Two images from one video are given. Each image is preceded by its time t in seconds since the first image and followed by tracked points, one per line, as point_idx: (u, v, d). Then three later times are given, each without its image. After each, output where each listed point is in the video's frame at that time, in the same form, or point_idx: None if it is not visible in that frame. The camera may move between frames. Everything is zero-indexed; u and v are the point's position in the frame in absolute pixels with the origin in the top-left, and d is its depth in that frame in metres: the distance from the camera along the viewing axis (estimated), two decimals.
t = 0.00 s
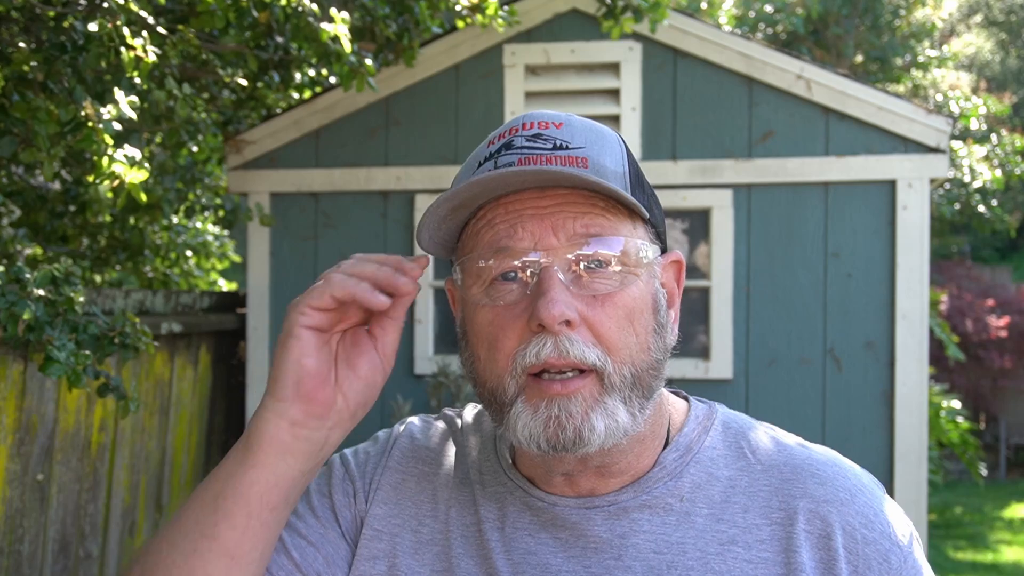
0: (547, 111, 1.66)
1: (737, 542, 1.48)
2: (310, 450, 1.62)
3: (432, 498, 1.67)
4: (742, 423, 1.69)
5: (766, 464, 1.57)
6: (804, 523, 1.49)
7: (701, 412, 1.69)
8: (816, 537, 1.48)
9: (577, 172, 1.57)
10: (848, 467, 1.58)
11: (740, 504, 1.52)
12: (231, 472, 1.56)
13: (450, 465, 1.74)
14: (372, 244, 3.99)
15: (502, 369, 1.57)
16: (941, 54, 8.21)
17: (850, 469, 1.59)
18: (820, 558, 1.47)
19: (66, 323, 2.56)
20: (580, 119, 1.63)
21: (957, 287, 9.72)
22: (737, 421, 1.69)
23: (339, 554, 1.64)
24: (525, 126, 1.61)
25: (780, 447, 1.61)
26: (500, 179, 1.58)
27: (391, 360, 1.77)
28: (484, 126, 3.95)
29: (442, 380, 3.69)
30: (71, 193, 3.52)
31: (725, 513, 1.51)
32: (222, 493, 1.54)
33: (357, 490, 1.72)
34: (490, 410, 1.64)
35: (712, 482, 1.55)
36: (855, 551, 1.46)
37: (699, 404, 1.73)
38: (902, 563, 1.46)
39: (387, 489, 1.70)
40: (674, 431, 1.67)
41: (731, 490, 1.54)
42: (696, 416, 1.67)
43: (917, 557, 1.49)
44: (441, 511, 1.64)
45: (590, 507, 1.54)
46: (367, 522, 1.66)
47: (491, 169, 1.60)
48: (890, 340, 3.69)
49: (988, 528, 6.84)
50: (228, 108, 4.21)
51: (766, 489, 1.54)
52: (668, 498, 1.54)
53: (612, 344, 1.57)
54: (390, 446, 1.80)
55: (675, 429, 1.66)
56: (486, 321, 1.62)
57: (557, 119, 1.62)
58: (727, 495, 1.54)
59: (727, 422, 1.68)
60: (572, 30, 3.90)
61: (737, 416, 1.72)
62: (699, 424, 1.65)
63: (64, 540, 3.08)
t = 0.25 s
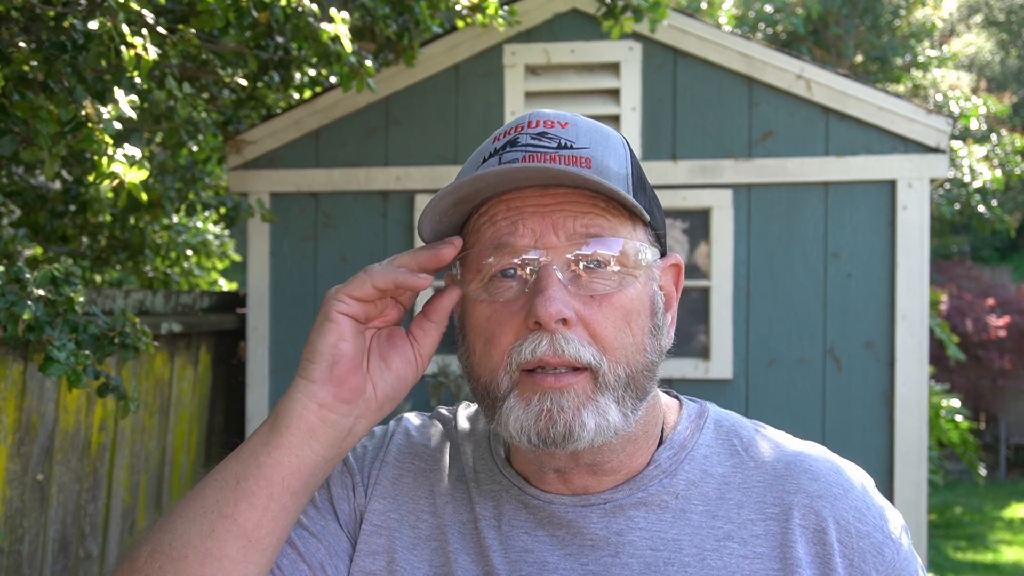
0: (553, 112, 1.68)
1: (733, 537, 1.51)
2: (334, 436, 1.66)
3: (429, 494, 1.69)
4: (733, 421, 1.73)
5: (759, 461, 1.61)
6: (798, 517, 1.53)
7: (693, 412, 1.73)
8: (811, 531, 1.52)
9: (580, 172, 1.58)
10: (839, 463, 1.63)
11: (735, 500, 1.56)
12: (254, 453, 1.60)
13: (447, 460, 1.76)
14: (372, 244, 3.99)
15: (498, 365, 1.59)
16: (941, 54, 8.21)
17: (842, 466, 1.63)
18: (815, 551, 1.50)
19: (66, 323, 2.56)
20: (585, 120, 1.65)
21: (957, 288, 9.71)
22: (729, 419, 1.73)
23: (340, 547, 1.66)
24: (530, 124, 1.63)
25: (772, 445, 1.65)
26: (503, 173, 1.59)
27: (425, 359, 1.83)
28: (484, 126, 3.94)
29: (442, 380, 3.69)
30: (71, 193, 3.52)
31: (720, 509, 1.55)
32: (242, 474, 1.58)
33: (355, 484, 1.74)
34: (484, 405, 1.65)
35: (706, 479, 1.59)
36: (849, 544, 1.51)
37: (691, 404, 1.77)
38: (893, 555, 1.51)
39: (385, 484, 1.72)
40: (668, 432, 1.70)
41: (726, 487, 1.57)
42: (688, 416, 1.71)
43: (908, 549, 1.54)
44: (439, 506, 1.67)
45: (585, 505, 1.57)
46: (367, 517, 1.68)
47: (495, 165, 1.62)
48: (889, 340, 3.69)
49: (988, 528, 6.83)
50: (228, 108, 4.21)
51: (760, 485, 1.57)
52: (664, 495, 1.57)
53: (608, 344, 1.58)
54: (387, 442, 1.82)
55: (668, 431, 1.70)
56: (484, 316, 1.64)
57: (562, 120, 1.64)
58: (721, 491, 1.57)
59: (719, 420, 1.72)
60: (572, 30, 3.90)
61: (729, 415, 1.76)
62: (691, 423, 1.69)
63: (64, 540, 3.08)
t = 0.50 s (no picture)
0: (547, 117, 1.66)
1: (730, 537, 1.53)
2: (333, 436, 1.67)
3: (429, 494, 1.69)
4: (730, 421, 1.74)
5: (756, 461, 1.62)
6: (794, 517, 1.54)
7: (690, 412, 1.73)
8: (807, 530, 1.53)
9: (569, 182, 1.57)
10: (834, 463, 1.64)
11: (732, 500, 1.57)
12: (254, 453, 1.61)
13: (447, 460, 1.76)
14: (372, 244, 3.99)
15: (488, 381, 1.59)
16: (941, 54, 8.22)
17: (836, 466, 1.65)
18: (811, 551, 1.52)
19: (66, 323, 2.56)
20: (579, 125, 1.63)
21: (957, 287, 9.72)
22: (726, 419, 1.74)
23: (340, 546, 1.66)
24: (522, 131, 1.62)
25: (768, 445, 1.66)
26: (490, 185, 1.59)
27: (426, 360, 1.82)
28: (484, 126, 3.94)
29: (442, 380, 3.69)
30: (71, 193, 3.52)
31: (717, 509, 1.56)
32: (241, 474, 1.59)
33: (355, 483, 1.74)
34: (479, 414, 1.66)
35: (703, 479, 1.60)
36: (845, 543, 1.52)
37: (687, 404, 1.78)
38: (888, 555, 1.52)
39: (384, 485, 1.72)
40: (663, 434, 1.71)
41: (723, 487, 1.59)
42: (685, 416, 1.72)
43: (903, 548, 1.55)
44: (437, 505, 1.67)
45: (583, 506, 1.57)
46: (366, 516, 1.68)
47: (484, 174, 1.62)
48: (889, 340, 3.69)
49: (988, 528, 6.84)
50: (228, 108, 4.20)
51: (756, 484, 1.58)
52: (661, 496, 1.58)
53: (595, 358, 1.58)
54: (386, 441, 1.82)
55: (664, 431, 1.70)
56: (474, 329, 1.64)
57: (555, 125, 1.63)
58: (718, 491, 1.58)
59: (715, 420, 1.73)
60: (572, 30, 3.90)
61: (725, 415, 1.77)
62: (687, 424, 1.70)
63: (64, 540, 3.08)
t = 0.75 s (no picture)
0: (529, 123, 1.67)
1: (721, 537, 1.53)
2: (302, 482, 1.57)
3: (425, 494, 1.69)
4: (724, 422, 1.74)
5: (748, 462, 1.62)
6: (785, 518, 1.54)
7: (683, 413, 1.73)
8: (799, 531, 1.53)
9: (548, 190, 1.58)
10: (827, 465, 1.64)
11: (724, 500, 1.57)
12: (217, 504, 1.50)
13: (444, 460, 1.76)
14: (372, 244, 3.99)
15: (472, 388, 1.57)
16: (941, 54, 8.22)
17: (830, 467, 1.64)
18: (801, 552, 1.51)
19: (66, 323, 2.56)
20: (557, 130, 1.64)
21: (957, 288, 9.71)
22: (720, 419, 1.74)
23: (338, 551, 1.65)
24: (502, 139, 1.63)
25: (761, 446, 1.66)
26: (469, 198, 1.60)
27: (392, 390, 1.68)
28: (484, 126, 3.94)
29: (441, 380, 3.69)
30: (71, 193, 3.52)
31: (708, 510, 1.56)
32: (209, 524, 1.49)
33: (353, 487, 1.73)
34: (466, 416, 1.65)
35: (695, 480, 1.60)
36: (836, 545, 1.51)
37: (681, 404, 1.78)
38: (881, 556, 1.51)
39: (383, 485, 1.72)
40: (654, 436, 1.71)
41: (714, 487, 1.59)
42: (678, 417, 1.72)
43: (896, 550, 1.55)
44: (431, 505, 1.67)
45: (574, 507, 1.57)
46: (364, 519, 1.68)
47: (465, 184, 1.63)
48: (889, 340, 3.69)
49: (988, 528, 6.84)
50: (228, 108, 4.20)
51: (748, 485, 1.58)
52: (652, 497, 1.58)
53: (578, 364, 1.57)
54: (383, 444, 1.82)
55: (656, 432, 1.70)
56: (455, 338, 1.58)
57: (534, 132, 1.64)
58: (710, 492, 1.58)
59: (709, 421, 1.72)
60: (572, 30, 3.90)
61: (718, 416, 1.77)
62: (680, 425, 1.69)
63: (64, 540, 3.08)
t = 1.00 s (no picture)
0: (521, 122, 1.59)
1: (717, 539, 1.50)
2: None
3: (420, 505, 1.64)
4: (724, 422, 1.69)
5: (747, 463, 1.59)
6: (783, 521, 1.52)
7: (682, 414, 1.69)
8: (795, 534, 1.51)
9: (535, 195, 1.52)
10: (825, 466, 1.61)
11: (721, 502, 1.54)
12: None
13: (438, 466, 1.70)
14: (372, 244, 3.98)
15: (462, 396, 1.55)
16: (941, 54, 8.22)
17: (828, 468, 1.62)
18: (798, 555, 1.50)
19: (66, 323, 2.56)
20: (547, 131, 1.56)
21: (957, 287, 9.72)
22: (720, 419, 1.69)
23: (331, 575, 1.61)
24: (489, 142, 1.56)
25: (760, 446, 1.63)
26: (457, 206, 1.55)
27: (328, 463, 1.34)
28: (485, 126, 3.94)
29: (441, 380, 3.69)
30: (71, 193, 3.53)
31: (705, 512, 1.53)
32: None
33: (345, 504, 1.68)
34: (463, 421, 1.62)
35: (692, 481, 1.56)
36: (832, 548, 1.50)
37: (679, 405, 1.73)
38: (876, 560, 1.51)
39: (379, 504, 1.67)
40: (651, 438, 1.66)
41: (712, 489, 1.55)
42: (677, 417, 1.68)
43: (892, 554, 1.54)
44: (427, 515, 1.63)
45: (571, 509, 1.54)
46: (356, 542, 1.63)
47: (454, 190, 1.57)
48: (889, 340, 3.69)
49: (988, 528, 6.84)
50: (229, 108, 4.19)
51: (746, 487, 1.55)
52: (649, 498, 1.54)
53: (567, 368, 1.53)
54: (375, 454, 1.75)
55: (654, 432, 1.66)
56: (445, 344, 1.59)
57: (523, 133, 1.56)
58: (707, 494, 1.55)
59: (709, 420, 1.68)
60: (572, 30, 3.90)
61: (717, 415, 1.71)
62: (678, 427, 1.65)
63: (64, 540, 3.08)
